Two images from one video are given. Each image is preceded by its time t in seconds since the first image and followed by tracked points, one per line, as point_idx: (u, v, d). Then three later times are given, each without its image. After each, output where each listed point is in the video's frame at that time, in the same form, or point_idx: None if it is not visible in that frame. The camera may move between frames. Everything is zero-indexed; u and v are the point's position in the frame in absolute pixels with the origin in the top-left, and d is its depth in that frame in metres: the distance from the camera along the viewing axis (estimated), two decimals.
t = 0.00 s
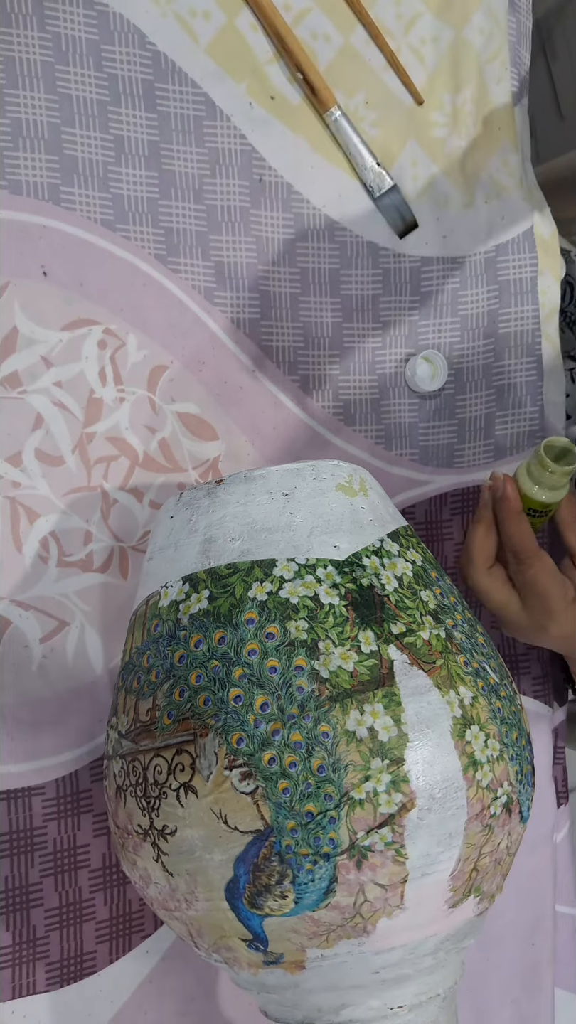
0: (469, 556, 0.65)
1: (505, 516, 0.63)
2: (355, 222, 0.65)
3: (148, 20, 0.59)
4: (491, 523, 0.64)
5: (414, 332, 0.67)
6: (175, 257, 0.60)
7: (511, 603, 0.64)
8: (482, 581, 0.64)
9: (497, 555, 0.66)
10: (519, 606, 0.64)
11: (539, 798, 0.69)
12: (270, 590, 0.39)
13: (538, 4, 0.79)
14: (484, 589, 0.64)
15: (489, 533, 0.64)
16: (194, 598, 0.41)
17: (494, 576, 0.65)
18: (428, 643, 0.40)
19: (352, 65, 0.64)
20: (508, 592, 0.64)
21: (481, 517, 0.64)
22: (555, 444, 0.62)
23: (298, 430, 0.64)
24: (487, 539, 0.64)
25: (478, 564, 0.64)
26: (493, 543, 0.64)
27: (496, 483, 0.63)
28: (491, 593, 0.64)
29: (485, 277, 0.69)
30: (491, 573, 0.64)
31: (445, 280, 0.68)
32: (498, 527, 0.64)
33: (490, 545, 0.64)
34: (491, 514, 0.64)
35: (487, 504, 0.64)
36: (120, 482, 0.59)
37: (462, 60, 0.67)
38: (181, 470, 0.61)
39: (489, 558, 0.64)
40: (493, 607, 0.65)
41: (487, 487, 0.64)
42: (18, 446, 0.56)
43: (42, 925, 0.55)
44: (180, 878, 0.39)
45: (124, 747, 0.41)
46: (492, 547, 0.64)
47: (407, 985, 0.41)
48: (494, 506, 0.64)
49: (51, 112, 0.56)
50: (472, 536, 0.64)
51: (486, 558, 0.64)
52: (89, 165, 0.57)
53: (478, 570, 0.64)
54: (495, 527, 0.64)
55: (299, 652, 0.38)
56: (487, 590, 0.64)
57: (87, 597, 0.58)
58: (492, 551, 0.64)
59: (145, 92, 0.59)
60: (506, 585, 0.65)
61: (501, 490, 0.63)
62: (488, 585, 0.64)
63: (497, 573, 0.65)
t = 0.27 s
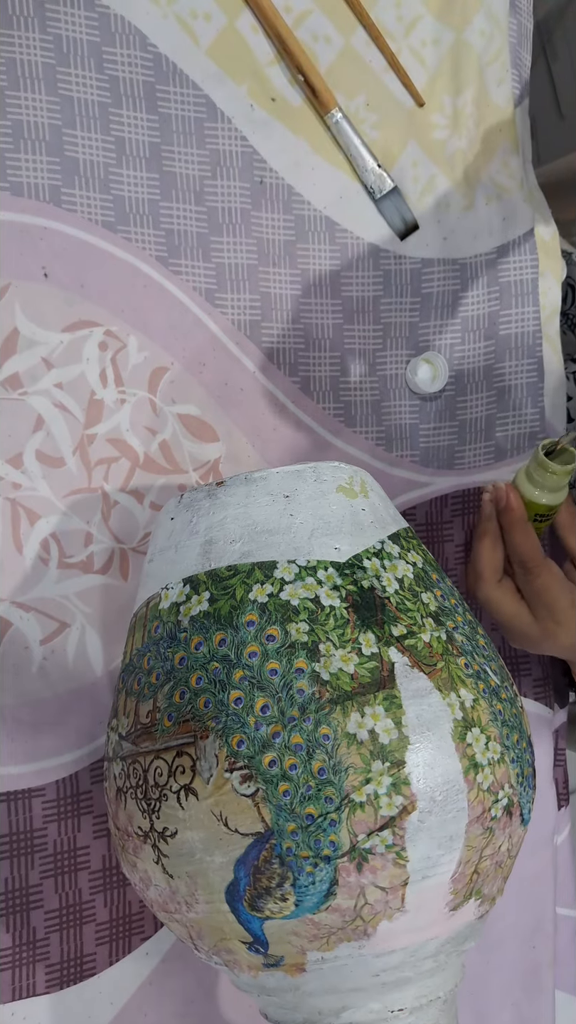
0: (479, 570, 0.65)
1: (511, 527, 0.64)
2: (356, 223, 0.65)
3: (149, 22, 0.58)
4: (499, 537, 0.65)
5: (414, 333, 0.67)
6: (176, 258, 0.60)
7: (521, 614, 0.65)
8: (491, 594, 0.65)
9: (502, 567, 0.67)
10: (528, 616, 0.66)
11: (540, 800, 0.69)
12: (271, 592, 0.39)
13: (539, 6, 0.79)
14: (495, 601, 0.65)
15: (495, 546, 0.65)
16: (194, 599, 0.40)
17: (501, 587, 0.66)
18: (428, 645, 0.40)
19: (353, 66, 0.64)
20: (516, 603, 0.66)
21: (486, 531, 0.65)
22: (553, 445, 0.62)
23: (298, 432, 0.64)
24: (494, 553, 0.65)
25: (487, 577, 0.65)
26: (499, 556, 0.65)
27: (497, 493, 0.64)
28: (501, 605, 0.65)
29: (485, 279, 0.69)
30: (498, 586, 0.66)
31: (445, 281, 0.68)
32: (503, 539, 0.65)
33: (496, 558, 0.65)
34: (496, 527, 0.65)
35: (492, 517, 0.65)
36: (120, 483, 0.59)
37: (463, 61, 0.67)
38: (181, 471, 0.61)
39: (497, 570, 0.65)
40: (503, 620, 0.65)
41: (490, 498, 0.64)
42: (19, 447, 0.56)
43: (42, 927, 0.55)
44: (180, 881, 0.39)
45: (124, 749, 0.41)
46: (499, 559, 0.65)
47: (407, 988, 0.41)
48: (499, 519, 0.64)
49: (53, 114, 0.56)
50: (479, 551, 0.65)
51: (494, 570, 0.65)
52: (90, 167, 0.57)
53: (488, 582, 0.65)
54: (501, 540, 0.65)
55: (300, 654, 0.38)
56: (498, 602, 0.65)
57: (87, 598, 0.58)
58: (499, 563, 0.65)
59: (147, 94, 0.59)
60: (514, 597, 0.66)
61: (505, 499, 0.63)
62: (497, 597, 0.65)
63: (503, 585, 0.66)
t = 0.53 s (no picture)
0: (478, 579, 0.66)
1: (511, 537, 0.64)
2: (356, 223, 0.65)
3: (149, 22, 0.59)
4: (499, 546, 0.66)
5: (414, 333, 0.67)
6: (176, 258, 0.60)
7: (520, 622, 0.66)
8: (490, 601, 0.66)
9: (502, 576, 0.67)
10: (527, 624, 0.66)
11: (541, 799, 0.69)
12: (272, 591, 0.39)
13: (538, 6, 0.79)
14: (493, 608, 0.66)
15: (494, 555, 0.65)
16: (195, 598, 0.40)
17: (501, 595, 0.67)
18: (430, 643, 0.40)
19: (353, 67, 0.64)
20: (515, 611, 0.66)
21: (486, 539, 0.65)
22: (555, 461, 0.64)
23: (299, 430, 0.64)
24: (494, 561, 0.66)
25: (487, 585, 0.66)
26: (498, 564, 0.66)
27: (498, 502, 0.64)
28: (500, 612, 0.66)
29: (485, 278, 0.69)
30: (498, 593, 0.66)
31: (445, 281, 0.68)
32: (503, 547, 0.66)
33: (496, 566, 0.66)
34: (496, 536, 0.65)
35: (491, 526, 0.65)
36: (121, 483, 0.59)
37: (463, 61, 0.67)
38: (182, 471, 0.61)
39: (497, 578, 0.66)
40: (501, 627, 0.66)
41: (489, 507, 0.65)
42: (19, 447, 0.56)
43: (43, 927, 0.55)
44: (182, 879, 0.39)
45: (126, 748, 0.41)
46: (499, 567, 0.66)
47: (409, 986, 0.41)
48: (499, 527, 0.65)
49: (52, 114, 0.56)
50: (479, 560, 0.66)
51: (494, 578, 0.66)
52: (90, 166, 0.57)
53: (488, 590, 0.66)
54: (502, 548, 0.66)
55: (301, 653, 0.38)
56: (497, 609, 0.66)
57: (88, 598, 0.58)
58: (499, 571, 0.66)
59: (146, 93, 0.59)
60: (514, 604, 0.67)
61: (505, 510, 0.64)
62: (496, 604, 0.66)
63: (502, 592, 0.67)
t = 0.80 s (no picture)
0: (480, 595, 0.65)
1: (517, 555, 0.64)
2: (358, 219, 0.65)
3: (149, 18, 0.58)
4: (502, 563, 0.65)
5: (417, 330, 0.67)
6: (178, 255, 0.60)
7: (522, 640, 0.65)
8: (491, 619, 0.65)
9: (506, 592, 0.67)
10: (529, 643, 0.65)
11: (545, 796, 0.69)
12: (275, 586, 0.39)
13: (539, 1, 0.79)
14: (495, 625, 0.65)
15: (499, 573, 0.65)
16: (198, 594, 0.40)
17: (504, 612, 0.66)
18: (434, 639, 0.40)
19: (353, 62, 0.64)
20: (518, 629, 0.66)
21: (489, 556, 0.65)
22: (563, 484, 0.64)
23: (301, 427, 0.64)
24: (497, 578, 0.65)
25: (488, 602, 0.65)
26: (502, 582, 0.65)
27: (503, 518, 0.64)
28: (501, 630, 0.65)
29: (487, 274, 0.68)
30: (500, 611, 0.66)
31: (447, 277, 0.67)
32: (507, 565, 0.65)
33: (500, 583, 0.65)
34: (499, 552, 0.65)
35: (495, 544, 0.65)
36: (123, 480, 0.59)
37: (464, 57, 0.67)
38: (183, 468, 0.61)
39: (500, 595, 0.65)
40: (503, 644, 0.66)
41: (494, 524, 0.64)
42: (21, 444, 0.56)
43: (46, 925, 0.55)
44: (186, 877, 0.39)
45: (129, 745, 0.41)
46: (502, 584, 0.65)
47: (414, 983, 0.40)
48: (502, 544, 0.64)
49: (53, 110, 0.56)
50: (482, 576, 0.65)
51: (496, 596, 0.65)
52: (90, 163, 0.57)
53: (490, 607, 0.65)
54: (505, 565, 0.65)
55: (305, 648, 0.38)
56: (498, 626, 0.65)
57: (90, 596, 0.58)
58: (502, 588, 0.65)
59: (147, 89, 0.58)
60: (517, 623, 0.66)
61: (510, 528, 0.64)
62: (498, 622, 0.65)
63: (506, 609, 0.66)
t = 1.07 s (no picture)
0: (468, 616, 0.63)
1: (500, 578, 0.62)
2: (359, 219, 0.65)
3: (149, 18, 0.58)
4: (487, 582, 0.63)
5: (417, 329, 0.67)
6: (178, 255, 0.60)
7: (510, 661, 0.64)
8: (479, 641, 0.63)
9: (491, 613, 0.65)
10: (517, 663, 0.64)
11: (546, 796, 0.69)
12: (275, 587, 0.39)
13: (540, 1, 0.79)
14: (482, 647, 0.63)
15: (484, 597, 0.62)
16: (198, 594, 0.40)
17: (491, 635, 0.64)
18: (434, 639, 0.40)
19: (353, 62, 0.64)
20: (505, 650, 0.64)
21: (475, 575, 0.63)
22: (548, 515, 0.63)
23: (301, 427, 0.64)
24: (485, 598, 0.63)
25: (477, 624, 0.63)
26: (487, 607, 0.63)
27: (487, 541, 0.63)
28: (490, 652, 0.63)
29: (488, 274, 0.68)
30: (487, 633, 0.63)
31: (448, 277, 0.67)
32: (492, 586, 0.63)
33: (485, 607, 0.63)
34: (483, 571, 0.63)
35: (479, 561, 0.63)
36: (123, 480, 0.59)
37: (465, 56, 0.67)
38: (183, 468, 0.61)
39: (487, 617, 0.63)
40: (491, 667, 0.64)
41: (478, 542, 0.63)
42: (21, 444, 0.56)
43: (46, 926, 0.55)
44: (186, 877, 0.39)
45: (129, 745, 0.41)
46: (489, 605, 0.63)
47: (414, 984, 0.40)
48: (486, 561, 0.63)
49: (53, 110, 0.56)
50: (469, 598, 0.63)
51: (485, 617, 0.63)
52: (90, 162, 0.57)
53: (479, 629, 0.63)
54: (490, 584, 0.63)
55: (305, 648, 0.38)
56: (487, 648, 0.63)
57: (90, 596, 0.58)
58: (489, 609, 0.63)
59: (147, 89, 0.58)
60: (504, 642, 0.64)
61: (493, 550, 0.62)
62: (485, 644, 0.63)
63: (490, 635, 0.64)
